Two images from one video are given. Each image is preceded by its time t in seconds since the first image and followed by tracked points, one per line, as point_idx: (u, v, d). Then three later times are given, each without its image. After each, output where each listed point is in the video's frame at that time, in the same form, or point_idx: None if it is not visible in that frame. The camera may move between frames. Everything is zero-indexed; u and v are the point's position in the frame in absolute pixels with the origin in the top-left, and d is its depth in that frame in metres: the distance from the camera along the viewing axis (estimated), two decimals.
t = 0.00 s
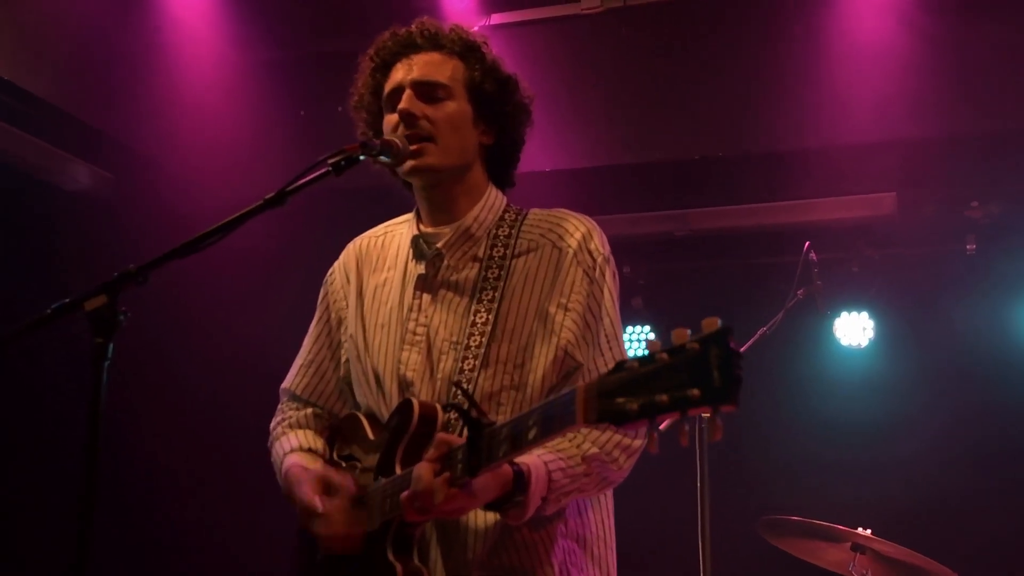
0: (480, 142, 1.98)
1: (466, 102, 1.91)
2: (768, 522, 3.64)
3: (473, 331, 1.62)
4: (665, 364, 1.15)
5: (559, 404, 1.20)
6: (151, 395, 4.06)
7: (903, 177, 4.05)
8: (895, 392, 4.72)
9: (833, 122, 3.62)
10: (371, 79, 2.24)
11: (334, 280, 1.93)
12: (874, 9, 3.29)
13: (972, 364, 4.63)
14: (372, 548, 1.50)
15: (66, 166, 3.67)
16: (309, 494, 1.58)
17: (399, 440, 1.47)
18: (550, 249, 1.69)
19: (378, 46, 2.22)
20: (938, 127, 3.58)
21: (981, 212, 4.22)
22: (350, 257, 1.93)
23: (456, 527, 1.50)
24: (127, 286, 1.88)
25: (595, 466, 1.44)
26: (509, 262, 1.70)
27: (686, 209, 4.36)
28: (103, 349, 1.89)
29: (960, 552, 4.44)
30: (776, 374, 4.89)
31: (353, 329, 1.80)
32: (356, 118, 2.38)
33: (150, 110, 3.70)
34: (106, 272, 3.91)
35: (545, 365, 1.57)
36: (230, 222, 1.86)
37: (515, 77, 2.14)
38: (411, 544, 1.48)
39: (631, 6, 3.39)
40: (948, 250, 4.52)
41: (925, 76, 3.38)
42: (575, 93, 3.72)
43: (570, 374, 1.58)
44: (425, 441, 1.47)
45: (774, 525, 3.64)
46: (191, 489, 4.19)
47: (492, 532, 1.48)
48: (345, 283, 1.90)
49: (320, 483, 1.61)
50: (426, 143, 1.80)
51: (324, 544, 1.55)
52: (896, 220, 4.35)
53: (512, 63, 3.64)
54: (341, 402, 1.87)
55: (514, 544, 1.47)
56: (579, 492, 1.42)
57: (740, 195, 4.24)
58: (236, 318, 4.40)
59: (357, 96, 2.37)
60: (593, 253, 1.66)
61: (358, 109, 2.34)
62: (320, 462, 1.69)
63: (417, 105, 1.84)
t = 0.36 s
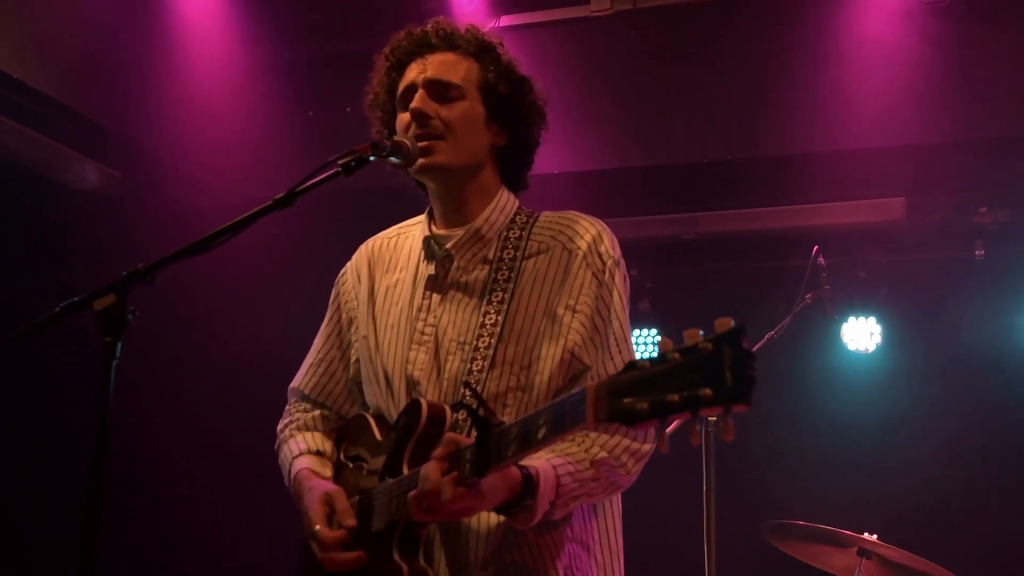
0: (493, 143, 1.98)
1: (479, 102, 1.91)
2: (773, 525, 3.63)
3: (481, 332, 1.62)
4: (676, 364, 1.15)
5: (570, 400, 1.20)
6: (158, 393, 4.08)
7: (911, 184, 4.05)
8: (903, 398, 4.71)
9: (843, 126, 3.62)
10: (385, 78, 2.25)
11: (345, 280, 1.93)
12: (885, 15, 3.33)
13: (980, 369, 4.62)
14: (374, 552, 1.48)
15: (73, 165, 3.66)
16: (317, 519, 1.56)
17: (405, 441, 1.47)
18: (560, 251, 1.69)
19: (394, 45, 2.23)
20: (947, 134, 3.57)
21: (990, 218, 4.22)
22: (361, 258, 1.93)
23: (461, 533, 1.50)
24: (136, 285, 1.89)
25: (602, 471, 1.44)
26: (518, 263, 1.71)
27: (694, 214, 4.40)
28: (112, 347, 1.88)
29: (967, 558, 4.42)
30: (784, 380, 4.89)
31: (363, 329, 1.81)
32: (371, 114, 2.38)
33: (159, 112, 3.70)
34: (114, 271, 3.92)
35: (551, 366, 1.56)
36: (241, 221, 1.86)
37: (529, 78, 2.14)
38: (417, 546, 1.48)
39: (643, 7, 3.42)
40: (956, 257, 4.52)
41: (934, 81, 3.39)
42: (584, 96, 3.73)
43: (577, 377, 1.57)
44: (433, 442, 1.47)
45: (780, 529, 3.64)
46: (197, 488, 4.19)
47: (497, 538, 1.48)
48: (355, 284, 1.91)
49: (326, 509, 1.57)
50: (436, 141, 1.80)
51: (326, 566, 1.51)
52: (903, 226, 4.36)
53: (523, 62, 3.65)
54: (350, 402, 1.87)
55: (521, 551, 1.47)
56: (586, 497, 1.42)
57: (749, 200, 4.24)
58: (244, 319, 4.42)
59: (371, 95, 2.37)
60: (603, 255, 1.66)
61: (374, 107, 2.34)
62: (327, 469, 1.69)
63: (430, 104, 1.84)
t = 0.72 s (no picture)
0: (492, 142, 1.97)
1: (479, 101, 1.92)
2: (774, 526, 3.63)
3: (483, 332, 1.63)
4: (684, 375, 1.14)
5: (577, 409, 1.22)
6: (159, 391, 4.07)
7: (913, 186, 4.05)
8: (904, 400, 4.71)
9: (844, 128, 3.62)
10: (383, 83, 2.25)
11: (351, 281, 1.93)
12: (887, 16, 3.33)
13: (981, 370, 4.62)
14: (379, 553, 1.51)
15: (75, 162, 3.67)
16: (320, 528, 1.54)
17: (411, 443, 1.48)
18: (561, 250, 1.69)
19: (391, 48, 2.23)
20: (949, 136, 3.57)
21: (991, 220, 4.23)
22: (367, 258, 1.94)
23: (466, 534, 1.51)
24: (140, 284, 1.89)
25: (611, 473, 1.44)
26: (520, 263, 1.71)
27: (695, 214, 4.41)
28: (116, 345, 1.89)
29: (967, 561, 4.41)
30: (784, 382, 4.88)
31: (368, 330, 1.81)
32: (369, 121, 2.39)
33: (160, 109, 3.71)
34: (116, 269, 3.92)
35: (552, 365, 1.57)
36: (243, 223, 1.86)
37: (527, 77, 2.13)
38: (421, 549, 1.50)
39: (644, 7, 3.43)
40: (957, 258, 4.53)
41: (935, 81, 3.38)
42: (586, 95, 3.72)
43: (577, 375, 1.57)
44: (439, 443, 1.48)
45: (780, 530, 3.63)
46: (196, 487, 4.19)
47: (503, 542, 1.47)
48: (361, 283, 1.91)
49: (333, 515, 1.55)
50: (441, 142, 1.80)
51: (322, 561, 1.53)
52: (905, 227, 4.35)
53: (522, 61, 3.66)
54: (355, 403, 1.87)
55: (533, 558, 1.46)
56: (597, 500, 1.42)
57: (750, 201, 4.23)
58: (245, 318, 4.42)
59: (369, 99, 2.37)
60: (603, 252, 1.66)
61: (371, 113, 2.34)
62: (335, 466, 1.69)
63: (431, 103, 1.85)
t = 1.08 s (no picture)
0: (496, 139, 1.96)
1: (479, 98, 1.91)
2: (775, 524, 3.63)
3: (489, 328, 1.62)
4: (717, 374, 1.14)
5: (603, 408, 1.22)
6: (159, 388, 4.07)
7: (914, 183, 4.04)
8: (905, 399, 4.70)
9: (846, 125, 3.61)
10: (392, 79, 2.25)
11: (353, 276, 1.93)
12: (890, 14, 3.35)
13: (981, 367, 4.62)
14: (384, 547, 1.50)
15: (75, 158, 3.68)
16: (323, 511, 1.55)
17: (420, 438, 1.49)
18: (565, 247, 1.69)
19: (399, 44, 2.23)
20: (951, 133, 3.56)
21: (992, 217, 4.22)
22: (371, 254, 1.93)
23: (469, 528, 1.51)
24: (142, 281, 1.89)
25: (620, 469, 1.44)
26: (525, 260, 1.70)
27: (695, 211, 4.39)
28: (119, 341, 1.89)
29: (968, 559, 4.41)
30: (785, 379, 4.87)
31: (371, 325, 1.81)
32: (379, 119, 2.38)
33: (162, 107, 3.70)
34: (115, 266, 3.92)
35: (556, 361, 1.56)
36: (246, 219, 1.87)
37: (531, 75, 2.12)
38: (431, 546, 1.50)
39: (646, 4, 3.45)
40: (959, 256, 4.52)
41: (936, 78, 3.37)
42: (587, 92, 3.71)
43: (581, 372, 1.57)
44: (447, 439, 1.49)
45: (782, 528, 3.63)
46: (196, 484, 4.18)
47: (506, 531, 1.48)
48: (364, 279, 1.90)
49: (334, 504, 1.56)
50: (438, 138, 1.80)
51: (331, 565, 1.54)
52: (905, 225, 4.35)
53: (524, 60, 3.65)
54: (355, 397, 1.87)
55: (545, 549, 1.45)
56: (606, 496, 1.42)
57: (751, 197, 4.22)
58: (245, 315, 4.41)
59: (379, 97, 2.37)
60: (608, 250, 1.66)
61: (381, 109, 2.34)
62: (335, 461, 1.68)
63: (429, 101, 1.84)
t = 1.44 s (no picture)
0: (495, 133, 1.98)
1: (483, 95, 1.92)
2: (774, 525, 3.63)
3: (489, 323, 1.62)
4: (716, 359, 1.13)
5: (603, 394, 1.22)
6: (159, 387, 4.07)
7: (915, 184, 4.04)
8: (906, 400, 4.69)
9: (847, 125, 3.61)
10: (382, 78, 2.24)
11: (351, 272, 1.93)
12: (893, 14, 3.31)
13: (983, 369, 4.61)
14: (384, 542, 1.51)
15: (76, 158, 3.68)
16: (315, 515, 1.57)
17: (418, 432, 1.49)
18: (564, 242, 1.69)
19: (390, 44, 2.23)
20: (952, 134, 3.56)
21: (993, 218, 4.22)
22: (368, 251, 1.93)
23: (467, 523, 1.51)
24: (142, 281, 1.89)
25: (619, 462, 1.44)
26: (524, 256, 1.70)
27: (695, 212, 4.38)
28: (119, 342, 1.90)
29: (968, 562, 4.41)
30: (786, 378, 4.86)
31: (369, 321, 1.81)
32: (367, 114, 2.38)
33: (162, 106, 3.72)
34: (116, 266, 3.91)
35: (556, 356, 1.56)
36: (245, 220, 1.87)
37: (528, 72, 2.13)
38: (428, 539, 1.51)
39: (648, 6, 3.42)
40: (961, 257, 4.52)
41: (938, 78, 3.37)
42: (588, 92, 3.71)
43: (580, 368, 1.57)
44: (444, 433, 1.49)
45: (783, 528, 3.63)
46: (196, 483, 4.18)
47: (504, 528, 1.47)
48: (362, 275, 1.90)
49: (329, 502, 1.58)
50: (449, 132, 1.80)
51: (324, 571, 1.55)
52: (906, 225, 4.35)
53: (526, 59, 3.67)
54: (351, 394, 1.88)
55: (543, 544, 1.45)
56: (604, 490, 1.41)
57: (752, 197, 4.22)
58: (246, 315, 4.41)
59: (369, 96, 2.36)
60: (608, 246, 1.66)
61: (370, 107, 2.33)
62: (327, 464, 1.70)
63: (439, 96, 1.85)
